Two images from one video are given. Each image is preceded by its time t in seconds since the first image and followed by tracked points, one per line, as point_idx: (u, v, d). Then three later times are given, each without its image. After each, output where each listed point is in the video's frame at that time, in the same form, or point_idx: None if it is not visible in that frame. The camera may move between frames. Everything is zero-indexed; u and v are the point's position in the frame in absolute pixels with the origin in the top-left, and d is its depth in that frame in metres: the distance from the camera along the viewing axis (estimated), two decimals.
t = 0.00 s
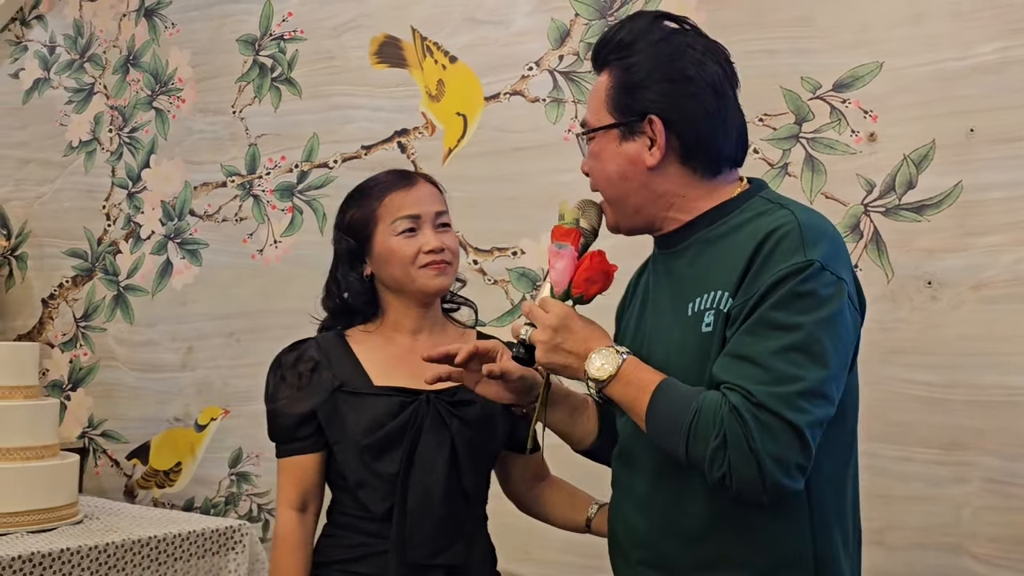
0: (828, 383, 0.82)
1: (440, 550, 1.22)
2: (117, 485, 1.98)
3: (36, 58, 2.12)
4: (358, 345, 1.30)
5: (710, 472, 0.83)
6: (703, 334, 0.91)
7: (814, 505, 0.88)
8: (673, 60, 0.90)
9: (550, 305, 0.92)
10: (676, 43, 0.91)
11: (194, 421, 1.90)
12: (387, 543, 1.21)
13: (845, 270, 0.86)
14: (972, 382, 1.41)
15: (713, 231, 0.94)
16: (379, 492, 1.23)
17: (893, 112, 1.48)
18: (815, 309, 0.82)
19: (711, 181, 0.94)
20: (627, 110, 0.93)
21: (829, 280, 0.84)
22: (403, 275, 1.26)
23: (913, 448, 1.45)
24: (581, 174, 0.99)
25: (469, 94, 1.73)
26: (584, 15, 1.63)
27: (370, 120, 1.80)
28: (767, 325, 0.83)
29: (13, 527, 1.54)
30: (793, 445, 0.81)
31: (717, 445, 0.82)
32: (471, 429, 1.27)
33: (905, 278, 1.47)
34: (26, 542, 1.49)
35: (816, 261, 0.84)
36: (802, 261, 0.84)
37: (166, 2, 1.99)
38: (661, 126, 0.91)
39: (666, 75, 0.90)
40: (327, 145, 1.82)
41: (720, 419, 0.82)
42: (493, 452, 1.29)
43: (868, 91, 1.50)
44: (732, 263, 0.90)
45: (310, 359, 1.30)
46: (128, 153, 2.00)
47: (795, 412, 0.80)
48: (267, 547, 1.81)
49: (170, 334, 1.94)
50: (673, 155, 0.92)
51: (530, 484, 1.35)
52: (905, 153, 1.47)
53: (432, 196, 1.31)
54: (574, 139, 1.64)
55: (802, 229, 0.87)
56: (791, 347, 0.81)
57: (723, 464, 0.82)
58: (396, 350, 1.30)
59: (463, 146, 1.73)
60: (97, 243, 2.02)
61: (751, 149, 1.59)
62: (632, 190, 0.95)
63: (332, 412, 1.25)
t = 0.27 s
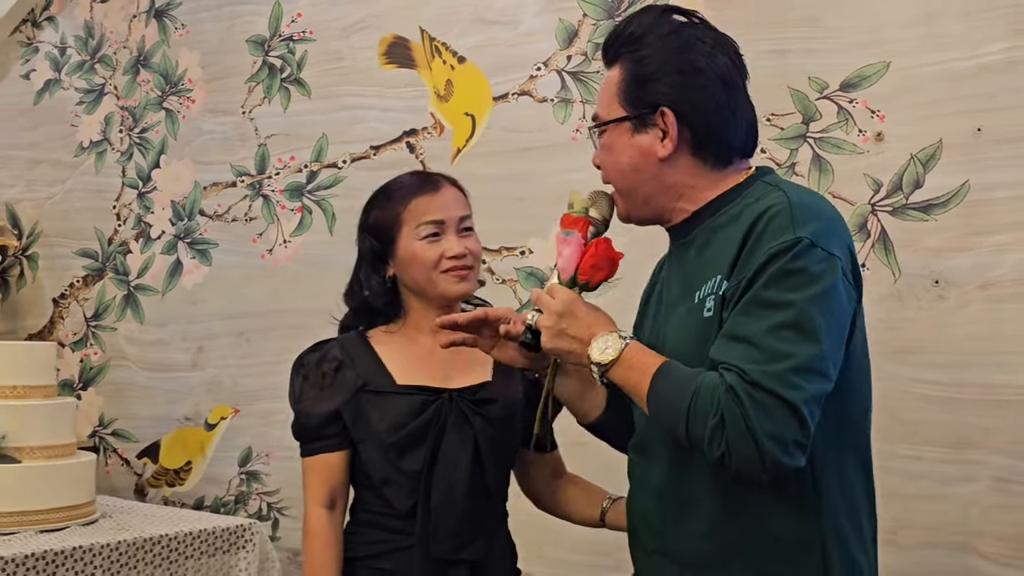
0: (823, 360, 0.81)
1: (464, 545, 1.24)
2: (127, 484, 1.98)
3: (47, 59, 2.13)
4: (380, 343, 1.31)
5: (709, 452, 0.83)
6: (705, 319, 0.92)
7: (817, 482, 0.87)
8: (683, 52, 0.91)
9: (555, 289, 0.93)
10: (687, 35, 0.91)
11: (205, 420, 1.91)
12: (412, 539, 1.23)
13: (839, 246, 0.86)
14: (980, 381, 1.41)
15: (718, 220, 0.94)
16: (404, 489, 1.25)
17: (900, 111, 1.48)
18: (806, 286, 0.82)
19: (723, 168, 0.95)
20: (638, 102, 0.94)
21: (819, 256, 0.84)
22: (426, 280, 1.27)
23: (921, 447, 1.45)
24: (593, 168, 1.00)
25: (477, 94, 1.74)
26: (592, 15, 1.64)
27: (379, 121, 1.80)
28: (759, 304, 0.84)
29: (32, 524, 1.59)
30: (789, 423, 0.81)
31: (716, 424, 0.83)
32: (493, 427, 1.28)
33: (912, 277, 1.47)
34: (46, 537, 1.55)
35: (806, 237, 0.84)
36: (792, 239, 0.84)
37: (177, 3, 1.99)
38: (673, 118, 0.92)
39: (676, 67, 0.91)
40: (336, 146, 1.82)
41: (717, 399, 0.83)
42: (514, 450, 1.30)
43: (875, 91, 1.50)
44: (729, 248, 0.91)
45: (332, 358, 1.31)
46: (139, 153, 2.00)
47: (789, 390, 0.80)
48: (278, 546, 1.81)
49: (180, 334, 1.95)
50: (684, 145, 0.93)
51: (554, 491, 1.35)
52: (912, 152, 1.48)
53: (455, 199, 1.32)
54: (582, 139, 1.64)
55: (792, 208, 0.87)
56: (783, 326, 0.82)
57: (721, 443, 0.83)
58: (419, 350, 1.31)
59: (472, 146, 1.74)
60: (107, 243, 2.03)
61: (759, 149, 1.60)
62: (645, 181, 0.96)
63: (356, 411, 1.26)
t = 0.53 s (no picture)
0: (841, 363, 0.82)
1: (472, 550, 1.24)
2: (134, 483, 1.99)
3: (54, 60, 2.14)
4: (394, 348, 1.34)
5: (739, 460, 0.83)
6: (713, 331, 0.92)
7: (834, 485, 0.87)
8: (715, 81, 0.93)
9: (568, 303, 0.92)
10: (717, 65, 0.93)
11: (211, 420, 1.92)
12: (421, 543, 1.24)
13: (844, 250, 0.87)
14: (983, 381, 1.41)
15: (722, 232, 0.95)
16: (414, 492, 1.26)
17: (904, 111, 1.49)
18: (821, 291, 0.83)
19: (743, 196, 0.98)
20: (669, 121, 0.93)
21: (827, 261, 0.85)
22: (436, 281, 1.28)
23: (925, 447, 1.46)
24: (606, 182, 0.98)
25: (482, 95, 1.74)
26: (596, 16, 1.66)
27: (384, 121, 1.81)
28: (774, 312, 0.84)
29: (41, 525, 1.71)
30: (816, 427, 0.81)
31: (743, 432, 0.82)
32: (504, 433, 1.29)
33: (916, 277, 1.48)
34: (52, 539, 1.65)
35: (812, 242, 0.85)
36: (801, 245, 0.85)
37: (183, 4, 2.00)
38: (711, 142, 0.93)
39: (706, 93, 0.92)
40: (341, 146, 1.83)
41: (743, 407, 0.82)
42: (526, 455, 1.31)
43: (879, 91, 1.51)
44: (735, 259, 0.91)
45: (347, 361, 1.33)
46: (146, 154, 2.01)
47: (815, 394, 0.80)
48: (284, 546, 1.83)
49: (186, 334, 1.95)
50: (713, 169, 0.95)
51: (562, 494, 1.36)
52: (916, 153, 1.48)
53: (466, 205, 1.33)
54: (586, 138, 1.65)
55: (793, 217, 0.88)
56: (800, 332, 0.82)
57: (751, 450, 0.82)
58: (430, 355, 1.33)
59: (477, 147, 1.75)
60: (114, 243, 2.04)
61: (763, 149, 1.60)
62: (668, 197, 0.95)
63: (369, 414, 1.28)
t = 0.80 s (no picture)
0: (855, 338, 0.83)
1: (475, 547, 1.25)
2: (137, 482, 2.00)
3: (57, 60, 2.14)
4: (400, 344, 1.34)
5: (762, 441, 0.83)
6: (719, 319, 0.92)
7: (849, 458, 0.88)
8: (712, 75, 0.93)
9: (577, 298, 0.90)
10: (715, 60, 0.94)
11: (213, 419, 1.92)
12: (423, 538, 1.25)
13: (841, 229, 0.88)
14: (985, 379, 1.41)
15: (721, 222, 0.95)
16: (418, 489, 1.27)
17: (905, 110, 1.49)
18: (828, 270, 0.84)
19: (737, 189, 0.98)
20: (668, 112, 0.94)
21: (828, 241, 0.85)
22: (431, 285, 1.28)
23: (926, 445, 1.45)
24: (601, 173, 0.98)
25: (483, 94, 1.74)
26: (597, 15, 1.66)
27: (386, 121, 1.81)
28: (785, 293, 0.84)
29: (45, 524, 1.72)
30: (835, 402, 0.81)
31: (765, 413, 0.82)
32: (508, 431, 1.29)
33: (917, 276, 1.48)
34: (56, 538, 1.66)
35: (813, 222, 0.86)
36: (803, 226, 0.86)
37: (185, 4, 2.01)
38: (709, 133, 0.94)
39: (704, 86, 0.93)
40: (343, 146, 1.83)
41: (763, 389, 0.82)
42: (531, 451, 1.31)
43: (880, 89, 1.51)
44: (737, 247, 0.91)
45: (352, 360, 1.33)
46: (148, 153, 2.02)
47: (835, 370, 0.81)
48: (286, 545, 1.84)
49: (189, 333, 1.96)
50: (710, 161, 0.95)
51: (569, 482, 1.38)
52: (917, 151, 1.48)
53: (465, 206, 1.32)
54: (588, 137, 1.65)
55: (791, 202, 0.89)
56: (813, 311, 0.83)
57: (774, 431, 0.82)
58: (434, 353, 1.33)
59: (478, 146, 1.75)
60: (117, 243, 2.04)
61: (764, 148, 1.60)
62: (666, 188, 0.96)
63: (373, 412, 1.29)
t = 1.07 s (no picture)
0: (866, 368, 0.84)
1: (468, 544, 1.26)
2: (141, 479, 2.01)
3: (61, 59, 2.15)
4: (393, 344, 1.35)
5: (760, 456, 0.83)
6: (736, 332, 0.92)
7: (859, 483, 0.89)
8: (732, 78, 0.94)
9: (586, 295, 0.91)
10: (736, 65, 0.95)
11: (216, 417, 1.93)
12: (419, 534, 1.26)
13: (870, 258, 0.89)
14: (987, 377, 1.41)
15: (743, 233, 0.95)
16: (411, 486, 1.28)
17: (907, 107, 1.49)
18: (849, 297, 0.84)
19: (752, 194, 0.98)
20: (684, 114, 0.95)
21: (857, 270, 0.86)
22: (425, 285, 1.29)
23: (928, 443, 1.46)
24: (615, 172, 0.99)
25: (485, 92, 1.75)
26: (599, 13, 1.66)
27: (389, 119, 1.82)
28: (802, 314, 0.85)
29: (48, 522, 1.72)
30: (838, 428, 0.82)
31: (767, 429, 0.83)
32: (498, 429, 1.30)
33: (919, 274, 1.48)
34: (59, 535, 1.67)
35: (843, 249, 0.86)
36: (835, 249, 0.86)
37: (188, 3, 2.01)
38: (722, 136, 0.94)
39: (723, 90, 0.94)
40: (345, 144, 1.84)
41: (768, 404, 0.83)
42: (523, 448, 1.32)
43: (881, 87, 1.51)
44: (764, 262, 0.91)
45: (346, 358, 1.34)
46: (151, 152, 2.02)
47: (840, 396, 0.82)
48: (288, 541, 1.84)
49: (192, 331, 1.96)
50: (723, 165, 0.95)
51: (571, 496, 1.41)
52: (919, 149, 1.48)
53: (460, 207, 1.32)
54: (589, 135, 1.66)
55: (825, 223, 0.89)
56: (829, 335, 0.83)
57: (773, 448, 0.83)
58: (429, 353, 1.34)
59: (480, 144, 1.75)
60: (120, 241, 2.05)
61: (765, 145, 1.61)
62: (678, 189, 0.96)
63: (366, 410, 1.30)
